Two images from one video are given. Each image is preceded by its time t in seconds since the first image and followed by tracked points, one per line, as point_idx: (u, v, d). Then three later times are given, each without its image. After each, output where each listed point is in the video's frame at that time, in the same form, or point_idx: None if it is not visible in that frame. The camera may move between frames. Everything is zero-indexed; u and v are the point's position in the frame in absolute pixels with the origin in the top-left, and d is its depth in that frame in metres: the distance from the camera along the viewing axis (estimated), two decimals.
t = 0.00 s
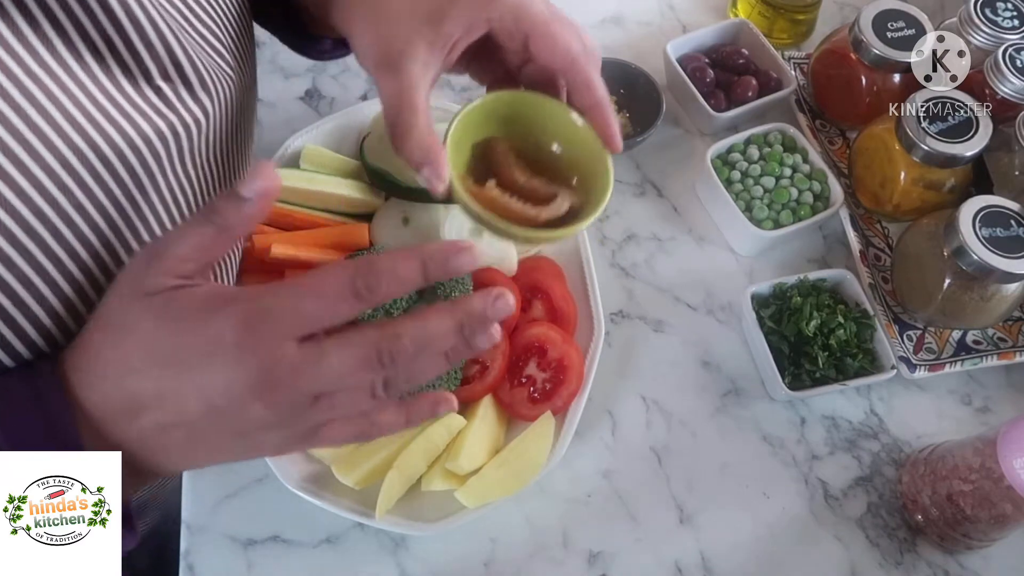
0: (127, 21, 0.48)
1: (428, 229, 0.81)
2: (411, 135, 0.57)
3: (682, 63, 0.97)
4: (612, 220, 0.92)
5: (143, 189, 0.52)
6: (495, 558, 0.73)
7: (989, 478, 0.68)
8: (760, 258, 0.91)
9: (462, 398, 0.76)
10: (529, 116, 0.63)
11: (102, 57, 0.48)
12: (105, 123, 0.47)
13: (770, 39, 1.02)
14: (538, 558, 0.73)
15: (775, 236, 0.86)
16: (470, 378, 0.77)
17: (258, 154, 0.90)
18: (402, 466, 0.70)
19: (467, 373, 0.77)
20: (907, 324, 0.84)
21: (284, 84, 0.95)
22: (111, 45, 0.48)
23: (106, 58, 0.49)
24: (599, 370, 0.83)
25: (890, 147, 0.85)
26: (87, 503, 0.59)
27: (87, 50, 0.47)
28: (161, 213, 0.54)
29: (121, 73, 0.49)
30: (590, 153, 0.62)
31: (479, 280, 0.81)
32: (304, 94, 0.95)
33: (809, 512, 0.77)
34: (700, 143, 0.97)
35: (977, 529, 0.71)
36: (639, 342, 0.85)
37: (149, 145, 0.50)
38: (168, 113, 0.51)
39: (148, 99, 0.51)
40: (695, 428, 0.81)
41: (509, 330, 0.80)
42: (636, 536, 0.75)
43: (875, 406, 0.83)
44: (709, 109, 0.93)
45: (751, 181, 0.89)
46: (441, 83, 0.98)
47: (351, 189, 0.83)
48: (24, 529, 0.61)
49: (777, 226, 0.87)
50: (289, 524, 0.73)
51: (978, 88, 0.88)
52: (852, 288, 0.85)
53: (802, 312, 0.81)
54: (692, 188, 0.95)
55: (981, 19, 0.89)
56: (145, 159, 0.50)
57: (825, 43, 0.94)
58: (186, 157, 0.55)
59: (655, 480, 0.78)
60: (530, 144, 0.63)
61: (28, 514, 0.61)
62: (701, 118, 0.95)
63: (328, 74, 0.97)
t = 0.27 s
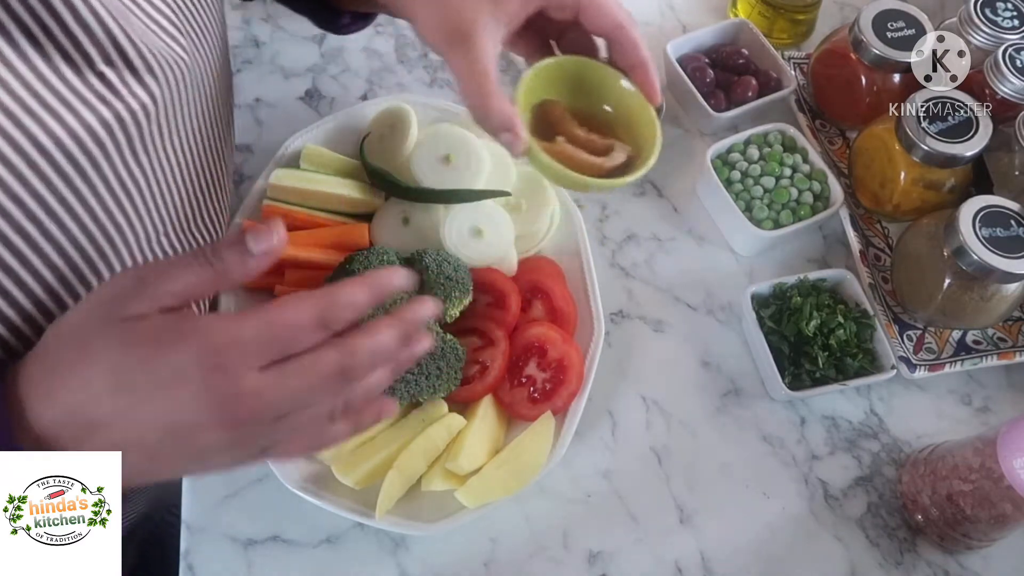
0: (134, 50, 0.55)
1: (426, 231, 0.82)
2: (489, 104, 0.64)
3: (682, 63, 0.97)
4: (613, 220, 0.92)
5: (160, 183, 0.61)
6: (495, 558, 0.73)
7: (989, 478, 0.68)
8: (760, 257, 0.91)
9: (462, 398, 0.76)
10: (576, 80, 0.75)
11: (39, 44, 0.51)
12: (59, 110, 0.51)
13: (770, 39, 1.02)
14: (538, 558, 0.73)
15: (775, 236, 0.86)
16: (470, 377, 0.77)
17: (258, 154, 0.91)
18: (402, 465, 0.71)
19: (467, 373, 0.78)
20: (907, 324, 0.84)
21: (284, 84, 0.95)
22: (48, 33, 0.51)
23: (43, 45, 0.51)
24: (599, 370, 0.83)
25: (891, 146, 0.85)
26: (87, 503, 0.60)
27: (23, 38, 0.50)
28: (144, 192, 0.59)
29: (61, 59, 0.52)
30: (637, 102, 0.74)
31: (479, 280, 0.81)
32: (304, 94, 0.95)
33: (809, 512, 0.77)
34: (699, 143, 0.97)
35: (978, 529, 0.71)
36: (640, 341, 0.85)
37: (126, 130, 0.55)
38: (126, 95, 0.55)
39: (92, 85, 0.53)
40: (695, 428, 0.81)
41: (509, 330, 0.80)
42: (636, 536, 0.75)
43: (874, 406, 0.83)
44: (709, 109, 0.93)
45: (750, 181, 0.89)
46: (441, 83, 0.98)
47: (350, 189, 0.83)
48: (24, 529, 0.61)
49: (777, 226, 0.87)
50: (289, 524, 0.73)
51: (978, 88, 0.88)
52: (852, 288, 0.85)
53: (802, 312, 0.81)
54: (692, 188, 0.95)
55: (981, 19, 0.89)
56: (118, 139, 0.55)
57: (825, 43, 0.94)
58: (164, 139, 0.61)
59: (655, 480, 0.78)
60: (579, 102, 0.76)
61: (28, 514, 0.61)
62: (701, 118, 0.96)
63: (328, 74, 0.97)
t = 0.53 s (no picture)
0: (60, 43, 0.52)
1: (427, 231, 0.83)
2: (581, 185, 0.75)
3: (682, 63, 0.97)
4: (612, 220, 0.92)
5: (115, 178, 0.58)
6: (495, 558, 0.73)
7: (989, 478, 0.68)
8: (760, 257, 0.91)
9: (463, 398, 0.76)
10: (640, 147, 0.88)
11: None
12: None
13: (770, 39, 1.02)
14: (538, 558, 0.73)
15: (775, 236, 0.86)
16: (470, 377, 0.77)
17: (258, 154, 0.91)
18: (403, 464, 0.71)
19: (467, 373, 0.78)
20: (907, 324, 0.84)
21: (284, 84, 0.95)
22: None
23: None
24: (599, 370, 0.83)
25: (890, 147, 0.85)
26: (86, 503, 0.62)
27: None
28: (96, 187, 0.56)
29: None
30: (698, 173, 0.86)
31: (479, 280, 0.82)
32: (304, 94, 0.95)
33: (809, 512, 0.77)
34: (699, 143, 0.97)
35: (978, 529, 0.71)
36: (640, 341, 0.85)
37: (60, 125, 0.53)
38: (57, 86, 0.52)
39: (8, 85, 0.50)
40: (694, 428, 0.81)
41: (509, 330, 0.80)
42: (636, 537, 0.75)
43: (875, 405, 0.83)
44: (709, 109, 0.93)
45: (751, 181, 0.89)
46: (441, 83, 0.98)
47: (349, 188, 0.83)
48: (24, 529, 0.61)
49: (777, 226, 0.87)
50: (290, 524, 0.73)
51: (978, 88, 0.88)
52: (852, 287, 0.85)
53: (802, 312, 0.81)
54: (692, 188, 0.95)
55: (981, 19, 0.89)
56: (49, 135, 0.52)
57: (825, 43, 0.94)
58: (115, 131, 0.57)
59: (655, 480, 0.78)
60: (647, 168, 0.89)
61: (28, 514, 0.61)
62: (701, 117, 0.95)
63: (328, 73, 0.97)
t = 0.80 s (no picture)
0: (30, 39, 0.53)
1: (427, 231, 0.84)
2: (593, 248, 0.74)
3: (682, 63, 0.96)
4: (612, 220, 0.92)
5: (89, 171, 0.60)
6: (495, 558, 0.73)
7: (989, 478, 0.68)
8: (760, 257, 0.91)
9: (463, 398, 0.76)
10: (656, 200, 0.89)
11: None
12: None
13: (770, 39, 1.02)
14: (538, 558, 0.73)
15: (775, 236, 0.86)
16: (471, 378, 0.77)
17: (258, 154, 0.91)
18: (403, 464, 0.70)
19: (467, 373, 0.78)
20: (907, 324, 0.84)
21: (284, 84, 0.95)
22: None
23: None
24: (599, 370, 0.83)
25: (891, 147, 0.85)
26: (86, 503, 0.63)
27: None
28: (71, 178, 0.58)
29: None
30: (698, 228, 0.87)
31: (478, 279, 0.82)
32: (304, 94, 0.95)
33: (809, 512, 0.77)
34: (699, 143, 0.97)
35: (978, 529, 0.71)
36: (640, 341, 0.85)
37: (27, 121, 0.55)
38: (22, 83, 0.54)
39: None
40: (695, 428, 0.80)
41: (509, 330, 0.80)
42: (636, 537, 0.75)
43: (874, 405, 0.83)
44: (709, 109, 0.93)
45: (751, 181, 0.89)
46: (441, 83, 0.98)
47: (348, 188, 0.83)
48: (24, 529, 0.61)
49: (777, 226, 0.87)
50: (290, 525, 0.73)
51: (978, 88, 0.88)
52: (852, 287, 0.85)
53: (802, 312, 0.81)
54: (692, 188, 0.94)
55: (981, 18, 0.89)
56: (15, 128, 0.54)
57: (825, 43, 0.94)
58: (97, 128, 0.59)
59: (655, 480, 0.78)
60: (653, 220, 0.90)
61: (29, 514, 0.61)
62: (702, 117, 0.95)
63: (328, 73, 0.97)
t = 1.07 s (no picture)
0: (32, 35, 0.54)
1: (427, 231, 0.84)
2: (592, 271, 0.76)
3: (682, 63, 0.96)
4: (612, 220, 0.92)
5: (91, 167, 0.61)
6: (495, 558, 0.73)
7: (989, 478, 0.68)
8: (760, 257, 0.91)
9: (463, 397, 0.76)
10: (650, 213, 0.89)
11: None
12: None
13: (770, 39, 1.02)
14: (538, 558, 0.73)
15: (775, 236, 0.86)
16: (470, 378, 0.77)
17: (258, 154, 0.91)
18: (402, 464, 0.71)
19: (467, 373, 0.78)
20: (907, 324, 0.84)
21: (283, 84, 0.95)
22: None
23: None
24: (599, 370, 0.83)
25: (891, 147, 0.85)
26: (87, 503, 0.63)
27: None
28: (67, 176, 0.59)
29: None
30: (698, 233, 0.87)
31: (478, 279, 0.82)
32: (304, 94, 0.95)
33: (809, 512, 0.77)
34: (699, 143, 0.97)
35: (978, 529, 0.71)
36: (639, 341, 0.85)
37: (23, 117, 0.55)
38: (32, 78, 0.55)
39: None
40: (694, 428, 0.80)
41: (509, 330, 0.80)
42: (636, 537, 0.75)
43: (874, 406, 0.83)
44: (709, 109, 0.93)
45: (751, 181, 0.89)
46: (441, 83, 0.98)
47: (348, 188, 0.83)
48: (24, 529, 0.61)
49: (777, 226, 0.87)
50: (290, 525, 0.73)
51: (978, 88, 0.88)
52: (852, 287, 0.85)
53: (802, 312, 0.81)
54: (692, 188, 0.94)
55: (981, 18, 0.89)
56: (24, 122, 0.55)
57: (825, 43, 0.94)
58: (103, 121, 0.60)
59: (655, 480, 0.78)
60: (650, 231, 0.90)
61: (28, 514, 0.61)
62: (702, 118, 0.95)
63: (328, 73, 0.97)
